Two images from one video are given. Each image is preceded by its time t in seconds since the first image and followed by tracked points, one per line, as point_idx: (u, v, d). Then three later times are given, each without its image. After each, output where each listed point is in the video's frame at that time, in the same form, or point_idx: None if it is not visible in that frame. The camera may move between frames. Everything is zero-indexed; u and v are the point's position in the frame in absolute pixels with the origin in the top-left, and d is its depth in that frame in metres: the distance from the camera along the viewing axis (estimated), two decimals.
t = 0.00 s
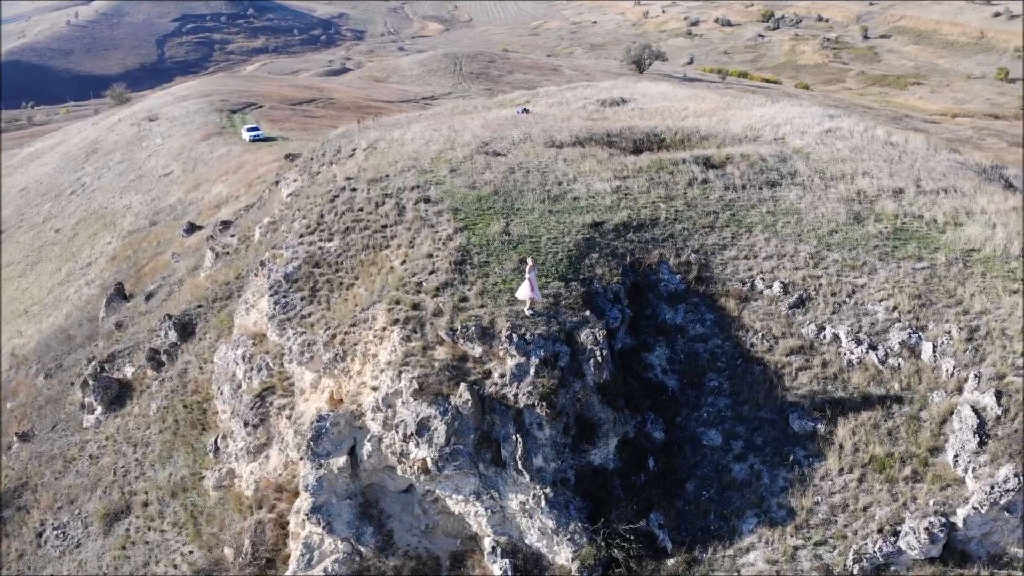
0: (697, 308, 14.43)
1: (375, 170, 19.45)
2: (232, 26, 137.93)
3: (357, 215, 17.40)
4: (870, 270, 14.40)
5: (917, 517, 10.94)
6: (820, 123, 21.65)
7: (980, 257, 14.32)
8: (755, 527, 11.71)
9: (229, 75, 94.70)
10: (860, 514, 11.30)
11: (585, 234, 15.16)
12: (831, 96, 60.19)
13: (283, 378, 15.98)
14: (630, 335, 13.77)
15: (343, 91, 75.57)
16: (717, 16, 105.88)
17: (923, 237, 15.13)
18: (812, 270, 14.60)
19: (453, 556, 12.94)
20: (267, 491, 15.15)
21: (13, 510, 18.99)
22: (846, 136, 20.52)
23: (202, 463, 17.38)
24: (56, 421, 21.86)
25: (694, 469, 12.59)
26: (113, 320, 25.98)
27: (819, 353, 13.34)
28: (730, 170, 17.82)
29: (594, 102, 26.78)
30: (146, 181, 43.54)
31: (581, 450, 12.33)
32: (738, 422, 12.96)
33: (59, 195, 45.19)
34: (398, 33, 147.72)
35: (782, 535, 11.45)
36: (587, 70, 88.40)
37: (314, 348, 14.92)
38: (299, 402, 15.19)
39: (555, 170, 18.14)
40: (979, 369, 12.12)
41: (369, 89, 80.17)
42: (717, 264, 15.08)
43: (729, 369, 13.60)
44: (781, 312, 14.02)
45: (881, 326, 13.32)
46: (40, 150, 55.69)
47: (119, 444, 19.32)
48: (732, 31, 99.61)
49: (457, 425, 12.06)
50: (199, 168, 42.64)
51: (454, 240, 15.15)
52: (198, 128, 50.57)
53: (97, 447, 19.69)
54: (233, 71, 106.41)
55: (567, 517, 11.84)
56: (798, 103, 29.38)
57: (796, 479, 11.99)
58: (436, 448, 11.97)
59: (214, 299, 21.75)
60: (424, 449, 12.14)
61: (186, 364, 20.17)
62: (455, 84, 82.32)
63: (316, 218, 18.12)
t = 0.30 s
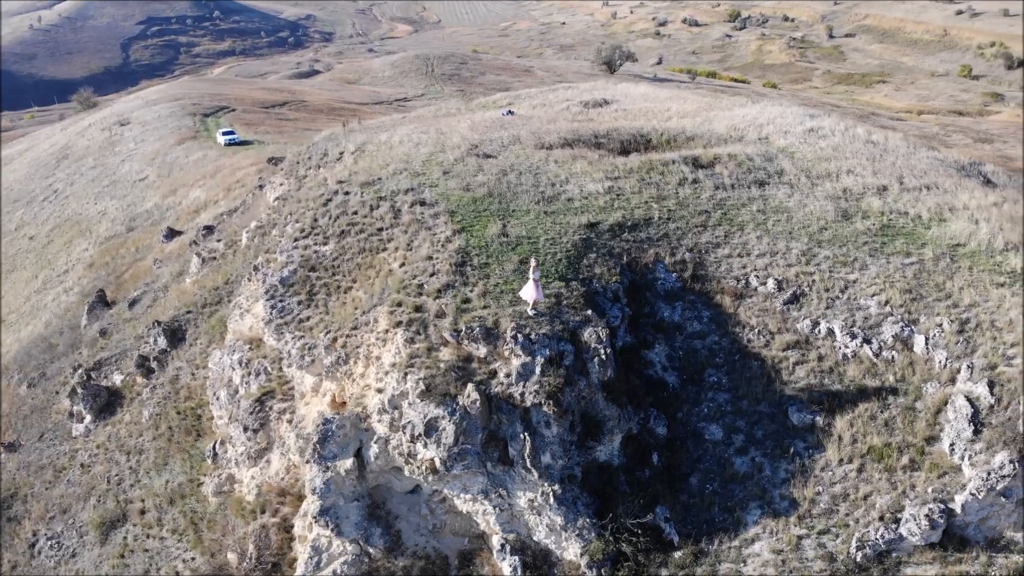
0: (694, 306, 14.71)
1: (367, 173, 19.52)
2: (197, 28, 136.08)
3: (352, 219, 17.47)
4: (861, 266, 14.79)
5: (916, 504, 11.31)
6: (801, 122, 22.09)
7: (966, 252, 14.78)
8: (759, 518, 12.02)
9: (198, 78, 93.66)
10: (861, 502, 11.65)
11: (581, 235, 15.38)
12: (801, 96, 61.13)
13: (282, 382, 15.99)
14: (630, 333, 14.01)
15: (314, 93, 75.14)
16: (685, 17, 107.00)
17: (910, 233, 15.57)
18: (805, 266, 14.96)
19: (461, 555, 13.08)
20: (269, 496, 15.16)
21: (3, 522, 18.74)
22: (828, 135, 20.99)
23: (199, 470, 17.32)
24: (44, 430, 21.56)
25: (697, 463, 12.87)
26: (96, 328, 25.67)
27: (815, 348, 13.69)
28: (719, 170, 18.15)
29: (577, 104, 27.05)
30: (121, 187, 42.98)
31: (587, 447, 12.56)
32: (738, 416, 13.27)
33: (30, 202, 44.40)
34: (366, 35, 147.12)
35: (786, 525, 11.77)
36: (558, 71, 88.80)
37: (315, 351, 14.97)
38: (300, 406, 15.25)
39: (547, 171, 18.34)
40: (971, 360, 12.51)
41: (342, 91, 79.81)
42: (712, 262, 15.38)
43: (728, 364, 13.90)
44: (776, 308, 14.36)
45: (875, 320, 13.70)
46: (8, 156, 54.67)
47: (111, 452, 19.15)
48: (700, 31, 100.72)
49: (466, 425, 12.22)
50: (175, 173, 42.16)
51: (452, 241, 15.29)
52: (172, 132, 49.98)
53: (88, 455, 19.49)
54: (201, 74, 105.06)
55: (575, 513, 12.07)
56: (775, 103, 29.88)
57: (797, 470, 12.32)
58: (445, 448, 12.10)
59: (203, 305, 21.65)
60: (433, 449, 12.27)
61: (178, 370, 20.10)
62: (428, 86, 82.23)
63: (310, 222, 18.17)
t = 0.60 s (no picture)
0: (689, 303, 15.00)
1: (357, 176, 19.57)
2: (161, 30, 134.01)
3: (346, 222, 17.53)
4: (851, 262, 15.19)
5: (914, 491, 11.70)
6: (782, 122, 22.53)
7: (951, 246, 15.25)
8: (761, 509, 12.34)
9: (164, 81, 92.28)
10: (860, 491, 12.01)
11: (578, 235, 15.60)
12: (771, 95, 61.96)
13: (281, 385, 15.99)
14: (629, 331, 14.24)
15: (284, 95, 74.59)
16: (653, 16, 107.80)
17: (896, 229, 16.01)
18: (796, 262, 15.32)
19: (469, 553, 13.24)
20: (271, 500, 15.18)
21: None
22: (809, 133, 21.44)
23: (196, 476, 17.27)
24: (29, 440, 21.24)
25: (699, 457, 13.16)
26: (79, 335, 25.32)
27: (809, 342, 14.05)
28: (707, 169, 18.49)
29: (560, 105, 27.28)
30: (93, 193, 42.34)
31: (591, 443, 12.78)
32: (737, 410, 13.57)
33: None
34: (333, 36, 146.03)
35: (788, 515, 12.10)
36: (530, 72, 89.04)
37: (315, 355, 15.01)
38: (300, 409, 15.28)
39: (538, 172, 18.54)
40: (961, 350, 12.94)
41: (312, 93, 79.26)
42: (705, 260, 15.68)
43: (725, 359, 14.20)
44: (770, 304, 14.70)
45: (866, 313, 14.09)
46: None
47: (103, 460, 18.96)
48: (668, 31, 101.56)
49: (473, 424, 12.35)
50: (149, 177, 41.61)
51: (450, 243, 15.43)
52: (143, 136, 49.32)
53: (79, 464, 19.27)
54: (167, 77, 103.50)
55: (583, 508, 12.28)
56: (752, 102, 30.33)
57: (797, 461, 12.65)
58: (452, 447, 12.23)
59: (192, 310, 21.53)
60: (440, 449, 12.38)
61: (169, 376, 19.98)
62: (399, 87, 81.94)
63: (303, 226, 18.18)
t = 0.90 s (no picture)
0: (684, 299, 15.30)
1: (347, 178, 19.63)
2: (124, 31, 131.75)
3: (339, 224, 17.61)
4: (840, 257, 15.60)
5: (910, 478, 12.09)
6: (763, 120, 22.94)
7: (935, 240, 15.73)
8: (763, 499, 12.66)
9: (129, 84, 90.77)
10: (858, 479, 12.39)
11: (573, 234, 15.83)
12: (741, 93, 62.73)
13: (279, 389, 16.01)
14: (627, 328, 14.49)
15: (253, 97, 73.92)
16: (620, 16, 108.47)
17: (881, 224, 16.46)
18: (787, 258, 15.69)
19: (476, 550, 13.38)
20: (273, 503, 15.20)
21: None
22: (790, 132, 21.88)
23: (193, 482, 17.20)
24: (14, 449, 20.89)
25: (699, 450, 13.45)
26: (60, 343, 24.95)
27: (803, 335, 14.41)
28: (695, 168, 18.81)
29: (542, 106, 27.48)
30: (65, 199, 41.65)
31: (595, 439, 13.01)
32: (734, 403, 13.89)
33: None
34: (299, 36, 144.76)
35: (789, 504, 12.45)
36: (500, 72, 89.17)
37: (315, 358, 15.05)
38: (300, 412, 15.30)
39: (528, 173, 18.73)
40: (950, 341, 13.38)
41: (282, 95, 78.57)
42: (698, 257, 15.99)
43: (721, 354, 14.52)
44: (763, 299, 15.05)
45: (857, 307, 14.49)
46: None
47: (94, 468, 18.76)
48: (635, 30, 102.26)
49: (480, 422, 12.51)
50: (122, 181, 41.00)
51: (448, 244, 15.58)
52: (113, 140, 48.57)
53: (69, 473, 19.03)
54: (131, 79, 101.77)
55: (588, 503, 12.53)
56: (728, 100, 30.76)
57: (795, 452, 13.00)
58: (459, 446, 12.36)
59: (180, 316, 21.40)
60: (447, 448, 12.51)
61: (159, 382, 19.85)
62: (369, 87, 81.55)
63: (295, 228, 18.20)
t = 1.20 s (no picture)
0: (679, 296, 15.58)
1: (338, 181, 19.70)
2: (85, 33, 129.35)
3: (333, 226, 17.69)
4: (828, 251, 16.00)
5: (905, 465, 12.47)
6: (744, 119, 23.35)
7: (919, 234, 16.20)
8: (763, 489, 13.00)
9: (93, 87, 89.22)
10: (855, 467, 12.77)
11: (568, 233, 16.06)
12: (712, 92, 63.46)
13: (278, 392, 16.03)
14: (625, 325, 14.74)
15: (222, 98, 73.18)
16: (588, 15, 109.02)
17: (866, 220, 16.90)
18: (777, 254, 16.05)
19: (483, 546, 13.54)
20: (275, 506, 15.23)
21: None
22: (772, 130, 22.32)
23: (190, 486, 17.14)
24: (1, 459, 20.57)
25: (700, 443, 13.74)
26: (41, 350, 24.60)
27: (796, 329, 14.77)
28: (682, 167, 19.12)
29: (524, 106, 27.69)
30: (36, 205, 40.97)
31: (599, 434, 13.25)
32: (732, 396, 14.21)
33: None
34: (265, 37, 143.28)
35: (789, 493, 12.80)
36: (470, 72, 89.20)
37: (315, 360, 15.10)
38: (300, 414, 15.33)
39: (519, 173, 18.93)
40: (939, 332, 13.80)
41: (251, 97, 77.80)
42: (690, 254, 16.30)
43: (717, 348, 14.83)
44: (756, 294, 15.39)
45: (848, 300, 14.89)
46: None
47: (86, 475, 18.57)
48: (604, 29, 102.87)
49: (486, 420, 12.65)
50: (95, 186, 40.40)
51: (445, 245, 15.73)
52: (82, 144, 47.82)
53: (60, 481, 18.82)
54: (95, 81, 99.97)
55: (594, 497, 12.77)
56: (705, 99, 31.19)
57: (793, 442, 13.35)
58: (466, 444, 12.49)
59: (169, 321, 21.26)
60: (453, 447, 12.64)
61: (151, 387, 19.73)
62: (340, 88, 81.09)
63: (288, 231, 18.23)
